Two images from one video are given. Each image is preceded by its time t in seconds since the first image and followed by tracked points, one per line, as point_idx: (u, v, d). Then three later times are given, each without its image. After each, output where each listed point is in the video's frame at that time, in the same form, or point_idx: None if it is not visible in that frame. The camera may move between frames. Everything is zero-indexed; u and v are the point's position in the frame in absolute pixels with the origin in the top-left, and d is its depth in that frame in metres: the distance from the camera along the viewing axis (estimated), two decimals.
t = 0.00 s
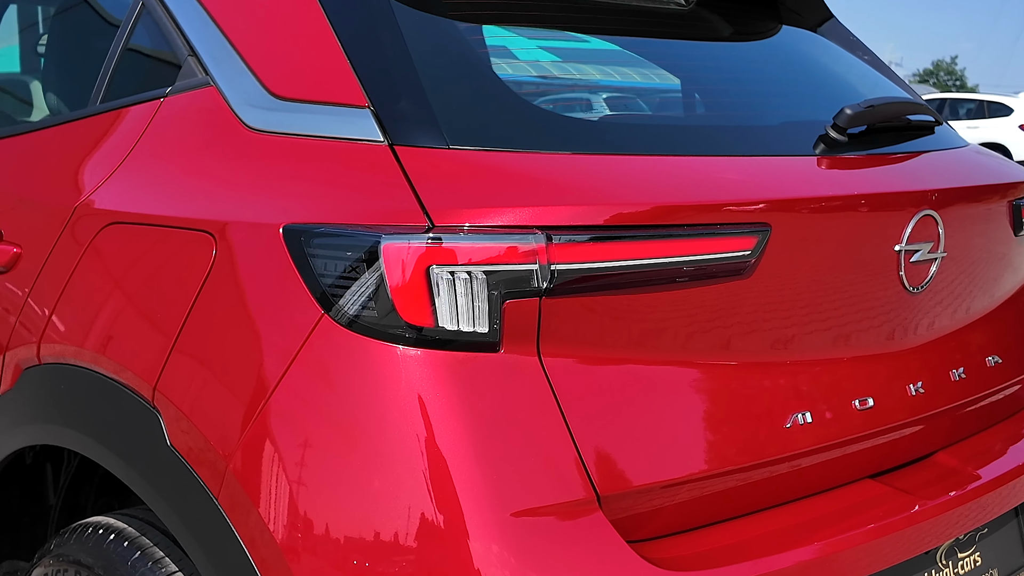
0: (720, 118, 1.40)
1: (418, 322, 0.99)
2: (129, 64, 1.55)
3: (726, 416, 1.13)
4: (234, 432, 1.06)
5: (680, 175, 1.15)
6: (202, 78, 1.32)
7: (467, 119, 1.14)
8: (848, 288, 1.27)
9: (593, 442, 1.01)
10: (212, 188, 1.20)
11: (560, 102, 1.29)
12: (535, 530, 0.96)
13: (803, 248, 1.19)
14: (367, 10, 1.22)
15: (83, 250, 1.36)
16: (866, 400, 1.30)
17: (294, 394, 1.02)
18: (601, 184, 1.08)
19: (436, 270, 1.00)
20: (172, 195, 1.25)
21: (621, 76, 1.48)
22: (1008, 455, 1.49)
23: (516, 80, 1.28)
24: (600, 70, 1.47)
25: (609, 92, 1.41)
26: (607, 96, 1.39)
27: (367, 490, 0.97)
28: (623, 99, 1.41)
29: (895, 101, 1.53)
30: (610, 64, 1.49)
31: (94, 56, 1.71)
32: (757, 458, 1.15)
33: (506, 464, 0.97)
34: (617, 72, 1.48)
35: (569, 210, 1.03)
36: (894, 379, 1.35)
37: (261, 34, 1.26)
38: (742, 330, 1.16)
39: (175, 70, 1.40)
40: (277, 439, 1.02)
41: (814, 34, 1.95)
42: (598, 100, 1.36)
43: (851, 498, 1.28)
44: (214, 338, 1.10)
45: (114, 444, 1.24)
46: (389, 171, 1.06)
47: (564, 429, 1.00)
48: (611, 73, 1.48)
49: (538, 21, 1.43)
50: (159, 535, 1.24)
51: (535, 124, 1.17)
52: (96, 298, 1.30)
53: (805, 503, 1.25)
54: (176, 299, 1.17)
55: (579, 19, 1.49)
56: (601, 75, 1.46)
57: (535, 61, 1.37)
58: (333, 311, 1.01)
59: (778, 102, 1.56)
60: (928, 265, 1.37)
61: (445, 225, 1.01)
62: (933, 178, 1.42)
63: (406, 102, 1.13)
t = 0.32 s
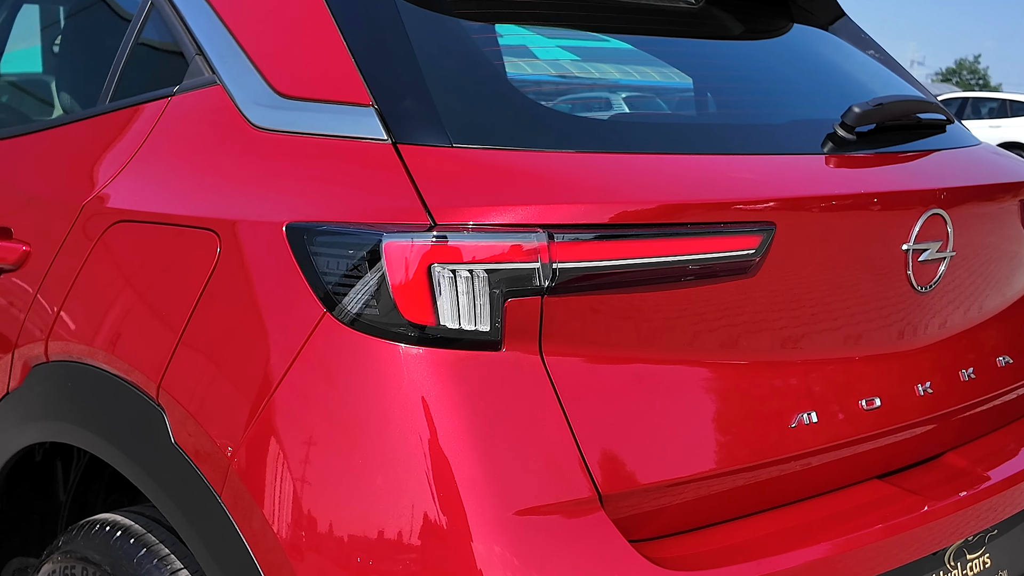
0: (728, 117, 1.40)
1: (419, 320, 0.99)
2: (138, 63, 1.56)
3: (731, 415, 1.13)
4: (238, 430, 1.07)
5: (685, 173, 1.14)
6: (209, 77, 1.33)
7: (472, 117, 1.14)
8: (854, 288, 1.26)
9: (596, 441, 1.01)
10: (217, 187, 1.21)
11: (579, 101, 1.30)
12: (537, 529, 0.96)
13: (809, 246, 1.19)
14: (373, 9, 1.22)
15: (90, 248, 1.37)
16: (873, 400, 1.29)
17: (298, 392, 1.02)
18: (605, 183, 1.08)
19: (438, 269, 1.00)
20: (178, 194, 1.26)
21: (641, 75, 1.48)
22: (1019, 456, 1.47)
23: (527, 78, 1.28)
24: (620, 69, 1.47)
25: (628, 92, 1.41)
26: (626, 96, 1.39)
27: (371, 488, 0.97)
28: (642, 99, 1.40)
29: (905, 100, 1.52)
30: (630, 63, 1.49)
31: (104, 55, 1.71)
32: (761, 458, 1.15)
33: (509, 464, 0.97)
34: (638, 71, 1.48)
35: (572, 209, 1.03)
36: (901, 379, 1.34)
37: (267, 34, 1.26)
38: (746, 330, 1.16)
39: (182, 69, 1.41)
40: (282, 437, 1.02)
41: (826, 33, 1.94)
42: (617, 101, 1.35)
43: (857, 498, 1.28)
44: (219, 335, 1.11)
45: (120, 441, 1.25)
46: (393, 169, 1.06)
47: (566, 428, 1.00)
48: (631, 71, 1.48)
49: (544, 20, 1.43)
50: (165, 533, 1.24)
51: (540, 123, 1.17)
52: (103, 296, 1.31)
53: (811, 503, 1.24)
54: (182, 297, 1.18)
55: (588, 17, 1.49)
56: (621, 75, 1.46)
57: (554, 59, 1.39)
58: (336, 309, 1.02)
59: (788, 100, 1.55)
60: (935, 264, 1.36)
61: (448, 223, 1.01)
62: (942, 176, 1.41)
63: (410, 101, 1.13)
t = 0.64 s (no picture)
0: (736, 115, 1.39)
1: (420, 318, 0.99)
2: (146, 61, 1.57)
3: (733, 415, 1.12)
4: (241, 428, 1.07)
5: (690, 172, 1.14)
6: (215, 76, 1.33)
7: (476, 116, 1.14)
8: (860, 287, 1.25)
9: (596, 440, 1.01)
10: (222, 185, 1.21)
11: (600, 100, 1.33)
12: (538, 529, 0.96)
13: (814, 245, 1.18)
14: (378, 8, 1.22)
15: (97, 246, 1.38)
16: (879, 400, 1.28)
17: (300, 390, 1.02)
18: (609, 181, 1.07)
19: (438, 267, 1.00)
20: (184, 192, 1.26)
21: (663, 75, 1.49)
22: None
23: (533, 77, 1.28)
24: (641, 69, 1.48)
25: (650, 91, 1.44)
26: (648, 95, 1.42)
27: (373, 486, 0.97)
28: (664, 97, 1.43)
29: (915, 98, 1.50)
30: (650, 62, 1.50)
31: (115, 53, 1.72)
32: (765, 457, 1.14)
33: (509, 463, 0.97)
34: (659, 70, 1.49)
35: (574, 208, 1.03)
36: (908, 379, 1.33)
37: (272, 32, 1.27)
38: (750, 329, 1.15)
39: (189, 68, 1.41)
40: (286, 435, 1.03)
41: (838, 31, 1.93)
42: (639, 101, 1.39)
43: (863, 499, 1.27)
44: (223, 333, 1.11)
45: (125, 438, 1.26)
46: (395, 168, 1.06)
47: (567, 428, 1.00)
48: (652, 70, 1.49)
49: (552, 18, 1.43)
50: (171, 530, 1.25)
51: (545, 121, 1.17)
52: (109, 293, 1.32)
53: (816, 503, 1.23)
54: (186, 295, 1.18)
55: (598, 15, 1.48)
56: (642, 74, 1.47)
57: (576, 58, 1.40)
58: (337, 307, 1.02)
59: (798, 98, 1.54)
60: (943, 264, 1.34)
61: (449, 221, 1.01)
62: (952, 174, 1.40)
63: (414, 99, 1.14)
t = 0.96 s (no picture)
0: (744, 115, 1.38)
1: (421, 316, 0.99)
2: (153, 59, 1.58)
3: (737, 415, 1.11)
4: (244, 426, 1.07)
5: (694, 170, 1.13)
6: (220, 74, 1.33)
7: (479, 115, 1.14)
8: (865, 287, 1.24)
9: (598, 440, 1.01)
10: (226, 183, 1.21)
11: (619, 99, 1.34)
12: (539, 528, 0.96)
13: (819, 245, 1.17)
14: (382, 6, 1.23)
15: (103, 244, 1.39)
16: (885, 401, 1.27)
17: (302, 388, 1.02)
18: (612, 180, 1.07)
19: (438, 266, 1.00)
20: (189, 190, 1.27)
21: (683, 75, 1.49)
22: None
23: (538, 76, 1.28)
24: (662, 69, 1.48)
25: (669, 91, 1.44)
26: (666, 95, 1.43)
27: (375, 484, 0.97)
28: (683, 99, 1.44)
29: (924, 96, 1.49)
30: (672, 62, 1.50)
31: (125, 51, 1.73)
32: (768, 457, 1.13)
33: (510, 462, 0.97)
34: (679, 70, 1.49)
35: (576, 207, 1.02)
36: (916, 380, 1.32)
37: (277, 31, 1.27)
38: (753, 328, 1.15)
39: (195, 66, 1.42)
40: (289, 433, 1.03)
41: (848, 30, 1.92)
42: (659, 101, 1.39)
43: (868, 500, 1.26)
44: (226, 331, 1.12)
45: (129, 436, 1.27)
46: (397, 167, 1.06)
47: (568, 427, 1.00)
48: (672, 71, 1.49)
49: (558, 16, 1.43)
50: (175, 527, 1.26)
51: (549, 120, 1.17)
52: (115, 290, 1.32)
53: (821, 504, 1.23)
54: (191, 293, 1.19)
55: (605, 13, 1.47)
56: (662, 74, 1.47)
57: (593, 57, 1.42)
58: (337, 305, 1.02)
59: (807, 97, 1.53)
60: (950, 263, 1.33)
61: (449, 220, 1.01)
62: (961, 173, 1.39)
63: (416, 98, 1.14)
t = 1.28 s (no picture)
0: (750, 113, 1.37)
1: (421, 315, 0.99)
2: (160, 58, 1.58)
3: (739, 415, 1.11)
4: (246, 425, 1.08)
5: (698, 169, 1.13)
6: (225, 73, 1.34)
7: (482, 114, 1.14)
8: (870, 286, 1.23)
9: (599, 439, 1.01)
10: (230, 182, 1.22)
11: (637, 98, 1.34)
12: (540, 527, 0.96)
13: (823, 244, 1.16)
14: (385, 6, 1.23)
15: (109, 242, 1.39)
16: (891, 401, 1.26)
17: (303, 386, 1.03)
18: (615, 179, 1.07)
19: (438, 264, 1.00)
20: (194, 189, 1.27)
21: (699, 73, 1.48)
22: None
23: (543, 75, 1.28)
24: (679, 68, 1.48)
25: (687, 89, 1.43)
26: (684, 94, 1.41)
27: (376, 483, 0.98)
28: (701, 97, 1.41)
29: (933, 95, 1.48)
30: (687, 61, 1.49)
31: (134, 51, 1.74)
32: (770, 457, 1.13)
33: (510, 461, 0.97)
34: (696, 69, 1.48)
35: (577, 206, 1.02)
36: (923, 380, 1.31)
37: (282, 31, 1.27)
38: (756, 328, 1.14)
39: (201, 65, 1.42)
40: (292, 431, 1.03)
41: (858, 28, 1.91)
42: (676, 99, 1.38)
43: (873, 500, 1.25)
44: (230, 330, 1.12)
45: (133, 433, 1.27)
46: (400, 166, 1.07)
47: (569, 427, 0.99)
48: (691, 69, 1.48)
49: (565, 15, 1.42)
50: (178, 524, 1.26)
51: (553, 120, 1.17)
52: (120, 288, 1.33)
53: (825, 504, 1.22)
54: (195, 291, 1.19)
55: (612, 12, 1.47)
56: (680, 73, 1.47)
57: (613, 56, 1.42)
58: (338, 303, 1.02)
59: (815, 96, 1.52)
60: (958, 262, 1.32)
61: (449, 218, 1.01)
62: (969, 172, 1.38)
63: (419, 97, 1.14)
